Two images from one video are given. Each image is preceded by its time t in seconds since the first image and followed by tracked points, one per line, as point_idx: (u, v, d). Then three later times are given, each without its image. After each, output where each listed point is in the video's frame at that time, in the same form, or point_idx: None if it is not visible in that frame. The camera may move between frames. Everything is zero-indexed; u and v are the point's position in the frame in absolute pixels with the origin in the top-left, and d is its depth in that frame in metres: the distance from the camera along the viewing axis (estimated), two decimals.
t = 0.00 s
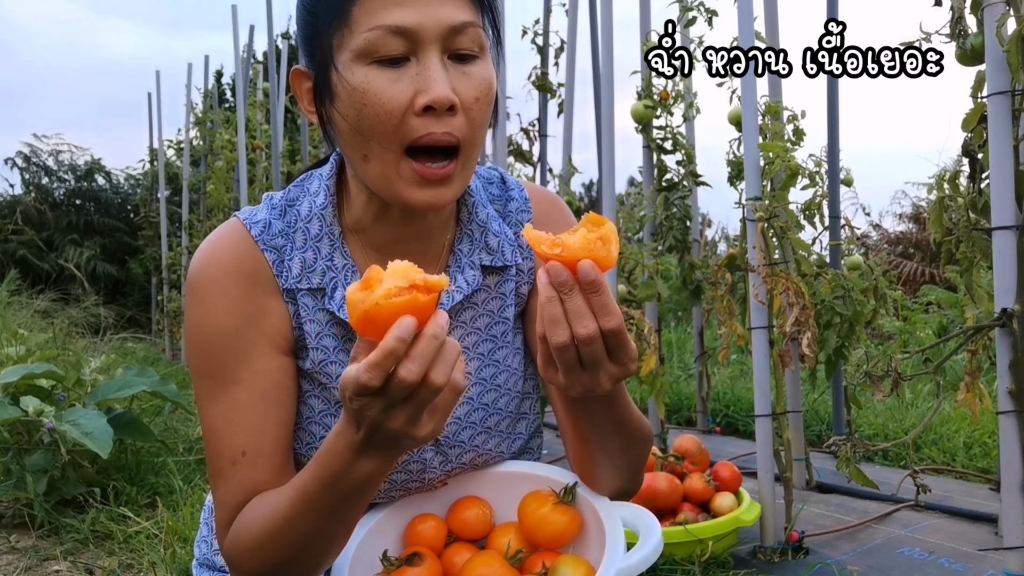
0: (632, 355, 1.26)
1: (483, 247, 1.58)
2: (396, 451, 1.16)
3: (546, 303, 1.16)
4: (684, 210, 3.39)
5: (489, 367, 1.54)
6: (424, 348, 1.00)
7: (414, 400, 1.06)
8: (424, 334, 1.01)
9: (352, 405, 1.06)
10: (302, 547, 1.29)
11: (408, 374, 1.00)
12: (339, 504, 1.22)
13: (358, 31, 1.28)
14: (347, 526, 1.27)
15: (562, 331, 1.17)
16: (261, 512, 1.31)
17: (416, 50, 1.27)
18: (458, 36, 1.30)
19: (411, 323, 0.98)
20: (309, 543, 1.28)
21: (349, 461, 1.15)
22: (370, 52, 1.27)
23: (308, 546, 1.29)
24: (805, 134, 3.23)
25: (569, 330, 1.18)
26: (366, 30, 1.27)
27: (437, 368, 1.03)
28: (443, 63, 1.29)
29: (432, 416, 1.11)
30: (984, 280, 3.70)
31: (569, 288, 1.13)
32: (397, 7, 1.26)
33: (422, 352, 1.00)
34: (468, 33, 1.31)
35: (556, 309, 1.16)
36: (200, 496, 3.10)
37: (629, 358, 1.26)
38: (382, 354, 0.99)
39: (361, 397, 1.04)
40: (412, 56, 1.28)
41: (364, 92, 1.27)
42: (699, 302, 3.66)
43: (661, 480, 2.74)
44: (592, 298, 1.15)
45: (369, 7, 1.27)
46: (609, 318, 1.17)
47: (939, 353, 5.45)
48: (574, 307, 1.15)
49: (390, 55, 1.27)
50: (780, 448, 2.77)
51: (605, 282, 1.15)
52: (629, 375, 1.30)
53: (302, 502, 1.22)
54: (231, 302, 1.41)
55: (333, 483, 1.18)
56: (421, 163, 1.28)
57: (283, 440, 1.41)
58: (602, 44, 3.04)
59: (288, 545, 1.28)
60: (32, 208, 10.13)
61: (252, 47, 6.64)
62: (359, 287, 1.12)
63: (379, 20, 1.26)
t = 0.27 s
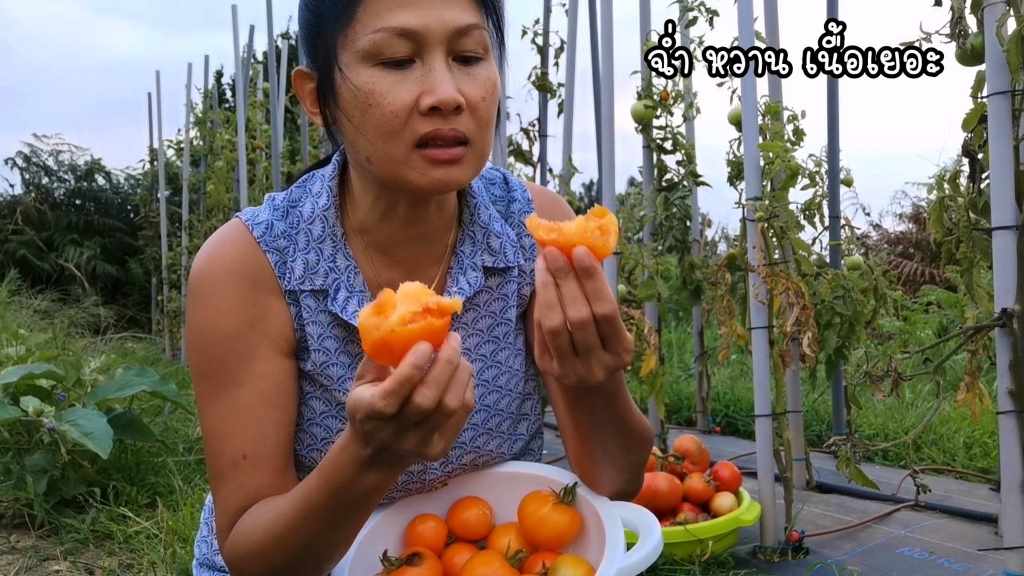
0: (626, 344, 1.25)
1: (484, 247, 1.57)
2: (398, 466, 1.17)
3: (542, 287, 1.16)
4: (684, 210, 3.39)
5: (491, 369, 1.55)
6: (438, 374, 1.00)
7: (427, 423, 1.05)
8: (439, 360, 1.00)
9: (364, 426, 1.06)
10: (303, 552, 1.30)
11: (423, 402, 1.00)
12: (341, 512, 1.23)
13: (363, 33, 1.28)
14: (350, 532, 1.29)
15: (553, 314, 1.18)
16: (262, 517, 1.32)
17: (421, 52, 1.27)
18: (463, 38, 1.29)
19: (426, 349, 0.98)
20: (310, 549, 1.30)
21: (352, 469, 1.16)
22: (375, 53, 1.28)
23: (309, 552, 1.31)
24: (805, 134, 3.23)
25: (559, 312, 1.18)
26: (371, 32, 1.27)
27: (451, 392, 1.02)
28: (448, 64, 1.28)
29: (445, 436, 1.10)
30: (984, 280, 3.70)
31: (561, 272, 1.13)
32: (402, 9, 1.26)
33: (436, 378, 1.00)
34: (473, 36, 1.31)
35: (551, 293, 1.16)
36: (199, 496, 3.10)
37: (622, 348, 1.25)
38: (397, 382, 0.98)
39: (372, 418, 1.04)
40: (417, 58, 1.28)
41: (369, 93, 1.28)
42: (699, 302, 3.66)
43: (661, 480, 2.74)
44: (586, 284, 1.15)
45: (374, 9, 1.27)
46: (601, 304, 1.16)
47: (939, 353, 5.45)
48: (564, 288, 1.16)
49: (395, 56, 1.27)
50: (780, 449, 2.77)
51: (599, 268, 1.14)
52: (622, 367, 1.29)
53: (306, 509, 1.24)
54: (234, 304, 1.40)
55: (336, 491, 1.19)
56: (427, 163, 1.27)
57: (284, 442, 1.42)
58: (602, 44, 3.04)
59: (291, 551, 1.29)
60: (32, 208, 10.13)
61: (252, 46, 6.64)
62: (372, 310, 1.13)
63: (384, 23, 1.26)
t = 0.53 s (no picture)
0: (549, 252, 1.11)
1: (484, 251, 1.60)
2: (403, 465, 1.17)
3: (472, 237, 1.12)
4: (684, 210, 3.39)
5: (490, 372, 1.56)
6: (440, 377, 1.00)
7: (430, 426, 1.06)
8: (441, 361, 1.00)
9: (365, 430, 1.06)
10: (303, 555, 1.30)
11: (426, 404, 1.00)
12: (340, 514, 1.23)
13: (374, 30, 1.29)
14: (349, 535, 1.29)
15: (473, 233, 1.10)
16: (262, 521, 1.32)
17: (433, 49, 1.27)
18: (474, 35, 1.30)
19: (429, 351, 0.98)
20: (310, 552, 1.30)
21: (353, 474, 1.16)
22: (387, 49, 1.28)
23: (309, 555, 1.31)
24: (805, 134, 3.24)
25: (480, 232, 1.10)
26: (382, 29, 1.28)
27: (453, 395, 1.02)
28: (459, 62, 1.29)
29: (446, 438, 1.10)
30: (984, 280, 3.70)
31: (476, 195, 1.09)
32: (415, 7, 1.28)
33: (438, 381, 1.00)
34: (483, 33, 1.32)
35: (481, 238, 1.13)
36: (199, 496, 3.10)
37: (546, 258, 1.11)
38: (400, 385, 0.98)
39: (374, 422, 1.04)
40: (428, 55, 1.28)
41: (381, 90, 1.27)
42: (699, 302, 3.66)
43: (661, 480, 2.74)
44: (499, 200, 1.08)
45: (385, 8, 1.28)
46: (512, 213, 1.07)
47: (939, 353, 5.45)
48: (479, 206, 1.10)
49: (408, 52, 1.28)
50: (779, 448, 2.77)
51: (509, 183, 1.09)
52: (555, 282, 1.13)
53: (305, 513, 1.24)
54: (235, 307, 1.40)
55: (338, 493, 1.19)
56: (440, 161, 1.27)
57: (283, 445, 1.42)
58: (602, 44, 3.04)
59: (290, 555, 1.30)
60: (32, 208, 10.13)
61: (252, 46, 6.64)
62: (374, 313, 1.13)
63: (394, 19, 1.27)
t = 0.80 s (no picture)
0: (519, 213, 1.18)
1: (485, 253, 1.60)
2: (404, 466, 1.17)
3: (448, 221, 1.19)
4: (684, 210, 3.39)
5: (490, 374, 1.57)
6: (448, 376, 1.00)
7: (437, 425, 1.05)
8: (449, 360, 1.00)
9: (372, 429, 1.06)
10: (305, 557, 1.31)
11: (434, 403, 1.00)
12: (341, 515, 1.23)
13: (392, 18, 1.29)
14: (349, 536, 1.30)
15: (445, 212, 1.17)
16: (262, 522, 1.32)
17: (450, 39, 1.29)
18: (488, 29, 1.32)
19: (437, 350, 0.98)
20: (311, 553, 1.30)
21: (355, 475, 1.17)
22: (405, 38, 1.28)
23: (311, 556, 1.31)
24: (805, 134, 3.24)
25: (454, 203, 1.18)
26: (401, 18, 1.28)
27: (460, 394, 1.02)
28: (474, 54, 1.30)
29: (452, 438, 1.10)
30: (984, 280, 3.70)
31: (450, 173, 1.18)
32: None
33: (446, 380, 1.00)
34: (496, 27, 1.33)
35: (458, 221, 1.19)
36: (199, 496, 3.10)
37: (518, 218, 1.18)
38: (409, 384, 0.98)
39: (381, 422, 1.04)
40: (445, 46, 1.29)
41: (400, 78, 1.27)
42: (699, 302, 3.66)
43: (661, 480, 2.74)
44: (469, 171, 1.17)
45: None
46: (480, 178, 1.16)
47: (939, 354, 5.45)
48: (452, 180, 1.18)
49: (425, 42, 1.29)
50: (780, 448, 2.77)
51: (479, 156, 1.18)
52: (528, 241, 1.18)
53: (306, 514, 1.24)
54: (235, 308, 1.41)
55: (339, 494, 1.19)
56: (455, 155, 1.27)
57: (283, 447, 1.42)
58: (602, 44, 3.04)
59: (291, 557, 1.30)
60: (32, 208, 10.14)
61: (252, 46, 6.64)
62: (380, 314, 1.13)
63: (414, 8, 1.28)
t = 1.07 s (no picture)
0: (513, 213, 1.17)
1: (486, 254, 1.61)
2: (404, 467, 1.17)
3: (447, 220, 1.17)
4: (684, 210, 3.39)
5: (490, 376, 1.57)
6: (446, 376, 1.00)
7: (435, 426, 1.05)
8: (446, 361, 1.00)
9: (369, 430, 1.06)
10: (304, 557, 1.31)
11: (432, 404, 1.00)
12: (340, 515, 1.23)
13: (398, 27, 1.29)
14: (349, 537, 1.30)
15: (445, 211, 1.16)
16: (262, 523, 1.32)
17: (456, 49, 1.28)
18: (494, 38, 1.32)
19: (435, 351, 0.98)
20: (311, 553, 1.30)
21: (355, 476, 1.16)
22: (410, 46, 1.28)
23: (310, 557, 1.31)
24: (805, 134, 3.24)
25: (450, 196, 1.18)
26: (408, 27, 1.28)
27: (458, 395, 1.02)
28: (480, 65, 1.30)
29: (451, 438, 1.10)
30: (984, 280, 3.70)
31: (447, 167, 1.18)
32: (440, 7, 1.29)
33: (444, 380, 1.00)
34: (502, 36, 1.33)
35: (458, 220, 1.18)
36: (199, 496, 3.10)
37: (512, 216, 1.17)
38: (406, 384, 0.98)
39: (378, 422, 1.04)
40: (451, 56, 1.29)
41: (403, 87, 1.27)
42: (699, 302, 3.66)
43: (661, 480, 2.74)
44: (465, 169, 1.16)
45: (411, 5, 1.29)
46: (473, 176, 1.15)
47: (939, 353, 5.45)
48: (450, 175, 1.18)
49: (431, 50, 1.28)
50: (780, 448, 2.77)
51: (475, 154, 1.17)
52: (522, 240, 1.18)
53: (306, 515, 1.24)
54: (235, 309, 1.40)
55: (339, 495, 1.19)
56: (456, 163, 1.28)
57: (283, 448, 1.42)
58: (602, 44, 3.04)
59: (290, 558, 1.30)
60: (32, 208, 10.14)
61: (252, 46, 6.64)
62: (379, 315, 1.13)
63: (421, 18, 1.28)
